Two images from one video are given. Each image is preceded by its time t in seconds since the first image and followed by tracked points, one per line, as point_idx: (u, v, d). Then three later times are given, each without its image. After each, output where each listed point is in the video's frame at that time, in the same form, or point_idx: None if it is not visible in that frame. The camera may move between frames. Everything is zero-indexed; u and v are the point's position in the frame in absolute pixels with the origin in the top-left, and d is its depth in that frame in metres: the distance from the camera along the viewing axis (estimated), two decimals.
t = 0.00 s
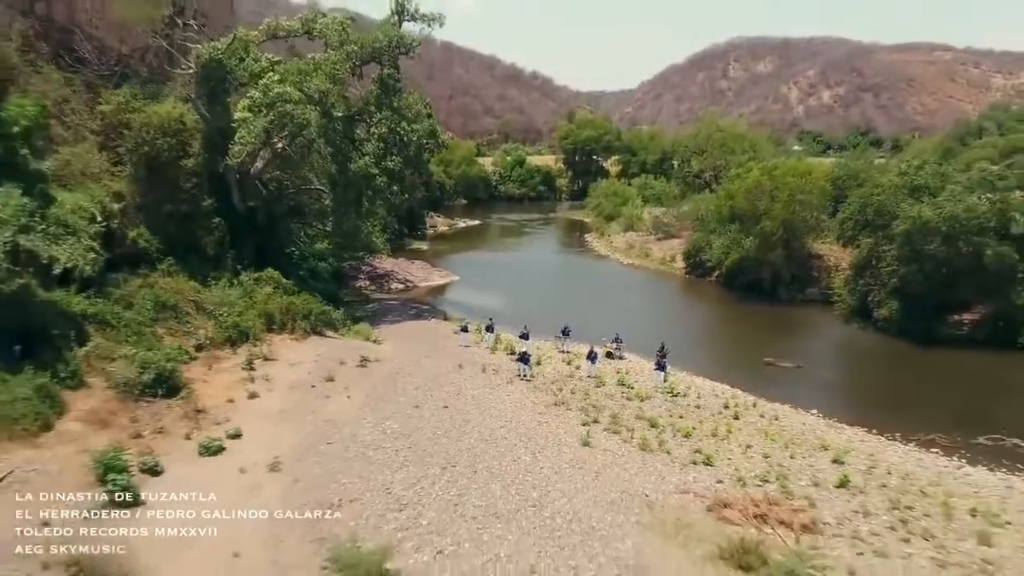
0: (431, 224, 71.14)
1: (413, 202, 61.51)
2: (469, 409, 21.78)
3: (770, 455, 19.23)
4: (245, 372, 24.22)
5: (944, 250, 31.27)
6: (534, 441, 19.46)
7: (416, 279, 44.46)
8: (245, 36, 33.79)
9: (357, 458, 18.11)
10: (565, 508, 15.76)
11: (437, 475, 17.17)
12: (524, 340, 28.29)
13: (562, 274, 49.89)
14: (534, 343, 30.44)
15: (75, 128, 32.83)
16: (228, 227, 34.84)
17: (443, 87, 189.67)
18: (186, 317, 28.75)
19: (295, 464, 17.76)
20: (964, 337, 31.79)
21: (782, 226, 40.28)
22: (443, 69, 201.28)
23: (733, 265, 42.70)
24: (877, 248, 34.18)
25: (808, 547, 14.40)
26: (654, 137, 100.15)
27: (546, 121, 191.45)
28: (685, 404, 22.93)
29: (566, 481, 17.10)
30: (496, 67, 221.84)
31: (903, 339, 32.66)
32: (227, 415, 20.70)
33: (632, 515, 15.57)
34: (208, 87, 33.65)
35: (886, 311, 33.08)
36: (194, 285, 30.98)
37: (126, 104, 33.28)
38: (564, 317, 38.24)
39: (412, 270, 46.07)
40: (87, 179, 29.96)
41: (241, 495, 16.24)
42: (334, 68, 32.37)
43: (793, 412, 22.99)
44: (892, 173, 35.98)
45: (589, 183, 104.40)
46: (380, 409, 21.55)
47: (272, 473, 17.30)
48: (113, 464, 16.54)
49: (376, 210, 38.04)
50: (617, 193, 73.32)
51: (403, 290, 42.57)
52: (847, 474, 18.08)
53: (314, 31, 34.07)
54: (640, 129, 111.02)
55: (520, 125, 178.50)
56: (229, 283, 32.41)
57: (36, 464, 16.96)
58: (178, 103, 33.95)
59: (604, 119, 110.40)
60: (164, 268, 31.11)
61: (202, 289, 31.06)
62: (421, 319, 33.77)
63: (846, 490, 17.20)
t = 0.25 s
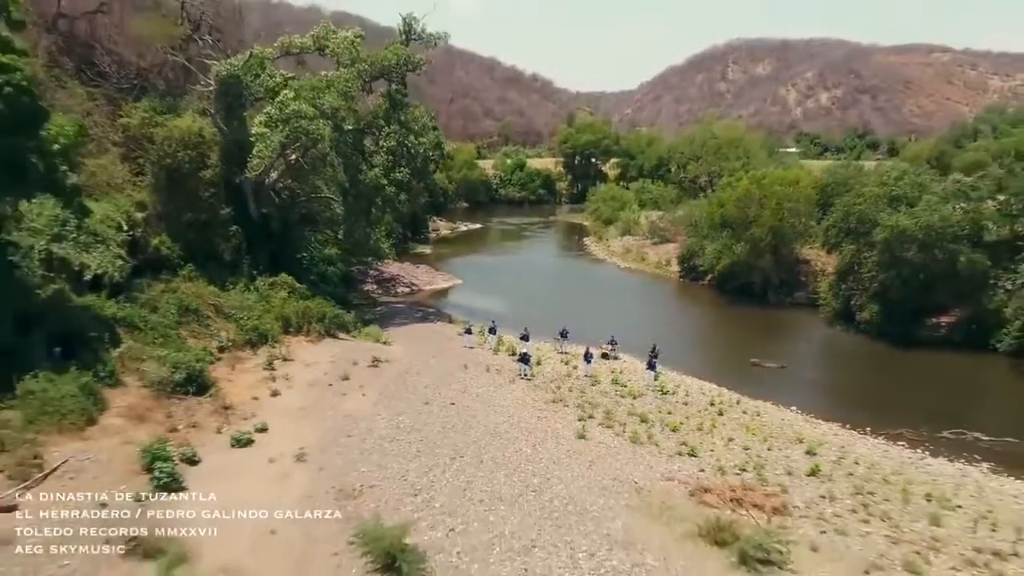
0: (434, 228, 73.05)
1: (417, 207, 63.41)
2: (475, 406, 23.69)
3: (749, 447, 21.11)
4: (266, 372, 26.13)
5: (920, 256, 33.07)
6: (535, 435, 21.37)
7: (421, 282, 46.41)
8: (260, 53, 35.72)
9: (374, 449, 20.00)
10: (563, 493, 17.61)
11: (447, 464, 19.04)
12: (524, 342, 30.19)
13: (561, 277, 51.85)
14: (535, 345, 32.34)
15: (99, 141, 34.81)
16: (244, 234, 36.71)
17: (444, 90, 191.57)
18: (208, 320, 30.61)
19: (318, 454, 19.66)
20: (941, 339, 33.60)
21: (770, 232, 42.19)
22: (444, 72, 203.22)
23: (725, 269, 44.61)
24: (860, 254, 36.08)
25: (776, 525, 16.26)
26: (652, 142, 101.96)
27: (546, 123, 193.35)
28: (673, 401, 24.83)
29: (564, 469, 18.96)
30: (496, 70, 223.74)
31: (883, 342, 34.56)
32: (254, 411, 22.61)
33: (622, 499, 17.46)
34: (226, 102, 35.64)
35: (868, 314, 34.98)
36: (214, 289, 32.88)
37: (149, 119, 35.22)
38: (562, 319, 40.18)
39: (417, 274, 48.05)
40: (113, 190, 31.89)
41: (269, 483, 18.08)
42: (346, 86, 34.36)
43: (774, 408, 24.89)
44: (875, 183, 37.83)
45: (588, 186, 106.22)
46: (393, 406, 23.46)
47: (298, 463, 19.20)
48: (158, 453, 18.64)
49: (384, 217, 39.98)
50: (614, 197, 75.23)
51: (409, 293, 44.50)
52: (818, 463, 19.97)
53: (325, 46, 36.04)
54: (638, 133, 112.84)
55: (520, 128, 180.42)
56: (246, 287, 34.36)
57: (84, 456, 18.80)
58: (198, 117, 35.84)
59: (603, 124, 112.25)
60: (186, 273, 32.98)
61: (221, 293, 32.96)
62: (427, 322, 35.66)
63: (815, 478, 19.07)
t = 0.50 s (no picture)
0: (437, 231, 74.95)
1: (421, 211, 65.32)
2: (479, 403, 25.57)
3: (732, 440, 23.01)
4: (285, 372, 28.02)
5: (901, 262, 34.94)
6: (535, 429, 23.29)
7: (426, 286, 48.40)
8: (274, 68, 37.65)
9: (389, 442, 21.93)
10: (560, 481, 19.51)
11: (455, 456, 20.93)
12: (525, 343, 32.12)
13: (561, 280, 53.80)
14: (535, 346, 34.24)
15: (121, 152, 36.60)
16: (259, 241, 38.67)
17: (445, 93, 193.37)
18: (227, 323, 32.51)
19: (337, 447, 21.53)
20: (920, 340, 35.47)
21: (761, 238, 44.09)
22: (445, 75, 205.02)
23: (716, 273, 46.56)
24: (845, 259, 37.98)
25: (751, 509, 18.13)
26: (651, 146, 103.71)
27: (547, 126, 195.08)
28: (664, 399, 26.71)
29: (561, 460, 20.86)
30: (497, 72, 225.56)
31: (866, 343, 36.47)
32: (276, 407, 24.51)
33: (614, 486, 19.33)
34: (242, 115, 37.32)
35: (851, 317, 36.92)
36: (231, 294, 34.76)
37: (169, 132, 37.11)
38: (561, 321, 42.14)
39: (422, 277, 50.03)
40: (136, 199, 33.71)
41: (293, 473, 19.93)
42: (356, 101, 36.36)
43: (757, 405, 26.80)
44: (860, 193, 39.71)
45: (587, 190, 108.08)
46: (404, 403, 25.34)
47: (320, 455, 21.06)
48: (194, 444, 20.55)
49: (392, 225, 41.94)
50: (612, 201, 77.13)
51: (414, 295, 46.46)
52: (794, 455, 21.85)
53: (335, 62, 38.06)
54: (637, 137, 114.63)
55: (520, 130, 182.24)
56: (262, 291, 36.34)
57: (126, 449, 20.67)
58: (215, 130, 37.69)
59: (602, 128, 114.09)
60: (204, 279, 34.84)
61: (239, 297, 34.91)
62: (433, 324, 37.59)
63: (790, 468, 20.94)
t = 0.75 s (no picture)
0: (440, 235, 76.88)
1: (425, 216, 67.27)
2: (484, 400, 27.47)
3: (718, 433, 24.92)
4: (301, 371, 29.90)
5: (882, 267, 36.85)
6: (536, 423, 25.22)
7: (430, 289, 50.38)
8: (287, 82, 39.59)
9: (401, 435, 23.86)
10: (559, 470, 21.42)
11: (462, 448, 22.85)
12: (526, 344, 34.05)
13: (560, 282, 55.80)
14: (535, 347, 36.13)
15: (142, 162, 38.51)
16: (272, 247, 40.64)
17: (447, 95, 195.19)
18: (245, 325, 34.40)
19: (353, 440, 23.40)
20: (901, 341, 37.41)
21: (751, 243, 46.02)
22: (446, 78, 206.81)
23: (709, 276, 48.52)
24: (830, 265, 39.90)
25: (732, 494, 20.01)
26: (649, 149, 105.63)
27: (547, 128, 196.87)
28: (656, 396, 28.59)
29: (560, 451, 22.77)
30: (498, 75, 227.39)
31: (850, 345, 38.35)
32: (295, 404, 26.38)
33: (607, 475, 21.19)
34: (257, 128, 39.06)
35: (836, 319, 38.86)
36: (247, 297, 36.63)
37: (187, 142, 38.96)
38: (560, 323, 44.13)
39: (426, 281, 52.02)
40: (158, 206, 35.53)
41: (315, 462, 21.83)
42: (366, 114, 38.39)
43: (743, 402, 28.73)
44: (845, 201, 41.63)
45: (587, 193, 109.93)
46: (414, 400, 27.22)
47: (338, 446, 22.95)
48: (224, 437, 22.45)
49: (398, 230, 43.93)
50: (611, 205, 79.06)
51: (419, 298, 48.42)
52: (773, 447, 23.72)
53: (345, 76, 40.22)
54: (635, 140, 116.43)
55: (521, 133, 184.04)
56: (276, 294, 38.29)
57: (161, 442, 22.57)
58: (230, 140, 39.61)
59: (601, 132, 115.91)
60: (221, 283, 36.73)
61: (255, 300, 36.83)
62: (439, 326, 39.52)
63: (770, 459, 22.80)
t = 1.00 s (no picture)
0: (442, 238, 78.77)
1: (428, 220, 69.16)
2: (487, 397, 29.38)
3: (705, 428, 26.83)
4: (314, 371, 31.82)
5: (866, 271, 38.63)
6: (535, 419, 27.14)
7: (434, 292, 52.32)
8: (298, 95, 41.56)
9: (411, 429, 25.77)
10: (556, 461, 23.35)
11: (468, 441, 24.78)
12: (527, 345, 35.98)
13: (559, 285, 57.73)
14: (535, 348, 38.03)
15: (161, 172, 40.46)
16: (284, 252, 42.57)
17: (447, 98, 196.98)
18: (260, 327, 36.33)
19: (366, 434, 25.31)
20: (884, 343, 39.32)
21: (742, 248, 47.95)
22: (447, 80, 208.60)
23: (702, 279, 50.46)
24: (815, 269, 41.84)
25: (714, 483, 21.92)
26: (647, 153, 107.51)
27: (546, 130, 198.64)
28: (648, 394, 30.52)
29: (558, 444, 24.70)
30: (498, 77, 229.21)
31: (834, 346, 40.28)
32: (311, 401, 28.30)
33: (600, 466, 23.10)
34: (269, 138, 40.86)
35: (821, 321, 40.80)
36: (261, 300, 38.54)
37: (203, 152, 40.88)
38: (559, 324, 46.08)
39: (430, 284, 53.95)
40: (177, 214, 37.44)
41: (332, 453, 23.75)
42: (374, 126, 40.40)
43: (730, 400, 30.65)
44: (831, 209, 43.52)
45: (586, 195, 111.83)
46: (421, 397, 29.15)
47: (353, 440, 24.86)
48: (248, 431, 24.36)
49: (404, 236, 45.91)
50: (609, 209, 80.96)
51: (424, 300, 50.35)
52: (755, 441, 25.62)
53: (354, 88, 42.20)
54: (634, 144, 118.29)
55: (521, 135, 185.85)
56: (288, 297, 40.23)
57: (191, 436, 24.47)
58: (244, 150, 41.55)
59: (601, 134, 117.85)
60: (236, 287, 38.63)
61: (268, 303, 38.76)
62: (444, 328, 41.43)
63: (751, 451, 24.70)
